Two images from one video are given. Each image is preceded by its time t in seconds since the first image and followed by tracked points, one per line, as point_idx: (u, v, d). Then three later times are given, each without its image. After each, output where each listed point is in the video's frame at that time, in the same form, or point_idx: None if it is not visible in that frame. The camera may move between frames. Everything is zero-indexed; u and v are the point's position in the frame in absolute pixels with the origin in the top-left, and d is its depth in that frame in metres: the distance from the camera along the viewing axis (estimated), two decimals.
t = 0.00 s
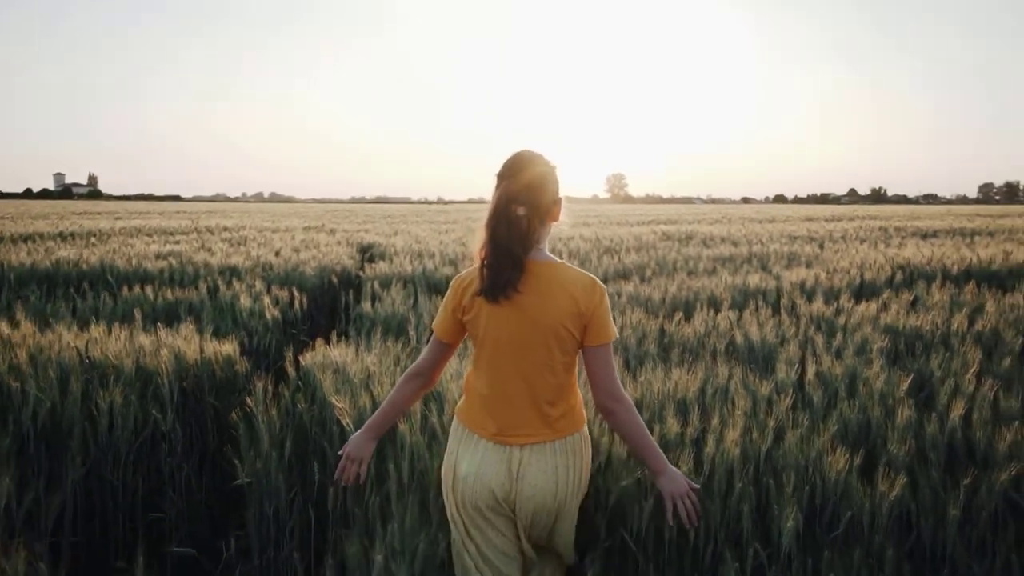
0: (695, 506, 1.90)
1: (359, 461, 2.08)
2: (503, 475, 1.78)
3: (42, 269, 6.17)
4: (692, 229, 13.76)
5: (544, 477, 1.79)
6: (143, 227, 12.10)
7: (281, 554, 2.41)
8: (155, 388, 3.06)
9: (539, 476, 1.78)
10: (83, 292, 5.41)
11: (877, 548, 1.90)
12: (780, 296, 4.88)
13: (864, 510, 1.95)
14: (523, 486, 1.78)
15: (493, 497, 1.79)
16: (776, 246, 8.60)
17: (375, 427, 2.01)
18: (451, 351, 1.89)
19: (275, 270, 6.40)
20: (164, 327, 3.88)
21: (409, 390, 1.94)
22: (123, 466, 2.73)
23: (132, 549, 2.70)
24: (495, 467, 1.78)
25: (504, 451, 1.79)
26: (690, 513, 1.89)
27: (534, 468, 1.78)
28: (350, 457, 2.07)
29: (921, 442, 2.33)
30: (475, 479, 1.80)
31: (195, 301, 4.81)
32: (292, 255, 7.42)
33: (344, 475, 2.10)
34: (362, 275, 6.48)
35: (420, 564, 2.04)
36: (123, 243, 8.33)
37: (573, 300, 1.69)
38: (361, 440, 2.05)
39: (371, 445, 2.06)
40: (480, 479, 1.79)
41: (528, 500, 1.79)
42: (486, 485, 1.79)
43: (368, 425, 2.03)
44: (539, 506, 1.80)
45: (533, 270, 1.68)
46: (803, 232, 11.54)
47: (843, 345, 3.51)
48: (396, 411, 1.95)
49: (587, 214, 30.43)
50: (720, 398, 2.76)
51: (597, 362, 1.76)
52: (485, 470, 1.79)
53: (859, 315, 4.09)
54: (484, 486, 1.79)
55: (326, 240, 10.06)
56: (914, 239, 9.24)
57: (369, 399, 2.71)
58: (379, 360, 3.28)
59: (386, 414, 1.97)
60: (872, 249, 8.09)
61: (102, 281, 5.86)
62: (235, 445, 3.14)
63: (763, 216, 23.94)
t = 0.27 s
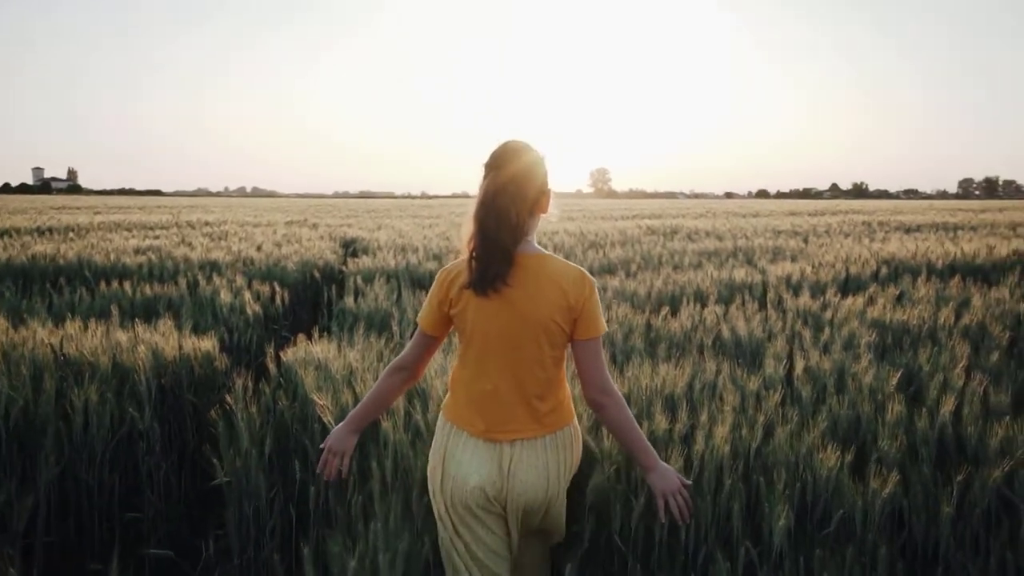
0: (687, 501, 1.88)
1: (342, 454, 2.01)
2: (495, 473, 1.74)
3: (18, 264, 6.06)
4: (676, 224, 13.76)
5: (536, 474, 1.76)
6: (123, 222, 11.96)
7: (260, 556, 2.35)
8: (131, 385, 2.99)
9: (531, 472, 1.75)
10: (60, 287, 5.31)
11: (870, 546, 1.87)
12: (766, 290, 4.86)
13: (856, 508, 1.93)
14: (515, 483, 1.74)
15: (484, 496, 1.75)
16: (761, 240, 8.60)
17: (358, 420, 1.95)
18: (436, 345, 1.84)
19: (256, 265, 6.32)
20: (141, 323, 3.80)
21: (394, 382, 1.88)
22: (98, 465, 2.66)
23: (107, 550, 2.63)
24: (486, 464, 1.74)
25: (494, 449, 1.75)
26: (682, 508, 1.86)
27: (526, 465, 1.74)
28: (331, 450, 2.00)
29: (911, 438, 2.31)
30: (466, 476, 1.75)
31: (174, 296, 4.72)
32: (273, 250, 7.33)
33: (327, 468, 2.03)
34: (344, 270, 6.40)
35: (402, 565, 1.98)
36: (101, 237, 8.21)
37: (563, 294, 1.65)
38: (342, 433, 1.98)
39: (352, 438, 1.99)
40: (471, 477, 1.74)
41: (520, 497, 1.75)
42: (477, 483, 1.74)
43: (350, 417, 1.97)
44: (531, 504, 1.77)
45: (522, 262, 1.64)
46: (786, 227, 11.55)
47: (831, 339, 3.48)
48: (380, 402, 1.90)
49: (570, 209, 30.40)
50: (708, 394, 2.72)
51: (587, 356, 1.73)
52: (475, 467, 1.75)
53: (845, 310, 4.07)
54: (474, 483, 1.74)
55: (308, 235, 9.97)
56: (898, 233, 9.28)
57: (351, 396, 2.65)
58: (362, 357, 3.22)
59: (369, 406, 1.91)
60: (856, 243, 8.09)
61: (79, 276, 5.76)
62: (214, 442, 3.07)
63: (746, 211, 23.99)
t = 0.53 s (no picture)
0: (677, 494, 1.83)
1: (324, 449, 1.95)
2: (484, 468, 1.70)
3: None
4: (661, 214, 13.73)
5: (526, 470, 1.72)
6: (102, 212, 11.81)
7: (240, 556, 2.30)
8: (108, 380, 2.92)
9: (522, 468, 1.71)
10: (36, 279, 5.21)
11: (863, 543, 1.84)
12: (752, 281, 4.84)
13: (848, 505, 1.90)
14: (504, 479, 1.70)
15: (474, 491, 1.71)
16: (746, 231, 8.58)
17: (341, 414, 1.89)
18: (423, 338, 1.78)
19: (237, 256, 6.23)
20: (119, 316, 3.73)
21: (378, 376, 1.81)
22: (74, 463, 2.60)
23: (85, 549, 2.58)
24: (475, 460, 1.70)
25: (483, 444, 1.70)
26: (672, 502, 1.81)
27: (516, 460, 1.70)
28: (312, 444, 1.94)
29: (903, 432, 2.28)
30: (455, 471, 1.71)
31: (153, 288, 4.64)
32: (255, 241, 7.24)
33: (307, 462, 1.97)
34: (327, 261, 6.33)
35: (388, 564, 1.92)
36: (79, 228, 8.08)
37: (554, 288, 1.60)
38: (324, 426, 1.92)
39: (335, 432, 1.94)
40: (460, 472, 1.70)
41: (509, 493, 1.71)
42: (466, 478, 1.70)
43: (333, 411, 1.91)
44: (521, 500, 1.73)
45: (513, 255, 1.58)
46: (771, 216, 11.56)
47: (819, 331, 3.46)
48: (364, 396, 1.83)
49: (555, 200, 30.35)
50: (696, 388, 2.69)
51: (579, 348, 1.69)
52: (464, 463, 1.70)
53: (833, 301, 4.04)
54: (462, 479, 1.70)
55: (290, 225, 9.87)
56: (882, 223, 9.30)
57: (334, 391, 2.59)
58: (344, 350, 3.16)
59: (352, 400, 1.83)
60: (841, 233, 8.09)
61: (56, 268, 5.66)
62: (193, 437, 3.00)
63: (730, 202, 24.02)
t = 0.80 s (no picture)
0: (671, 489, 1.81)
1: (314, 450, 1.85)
2: (476, 467, 1.66)
3: None
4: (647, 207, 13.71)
5: (518, 468, 1.67)
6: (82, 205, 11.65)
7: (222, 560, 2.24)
8: (86, 378, 2.85)
9: (514, 466, 1.67)
10: (13, 274, 5.11)
11: (861, 544, 1.82)
12: (741, 276, 4.81)
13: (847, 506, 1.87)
14: (496, 478, 1.66)
15: (466, 490, 1.67)
16: (733, 224, 8.57)
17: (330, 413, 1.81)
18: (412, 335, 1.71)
19: (220, 250, 6.15)
20: (98, 312, 3.65)
21: (369, 373, 1.75)
22: (52, 463, 2.53)
23: (63, 550, 2.52)
24: (467, 458, 1.65)
25: (474, 442, 1.66)
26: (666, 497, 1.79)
27: (508, 458, 1.66)
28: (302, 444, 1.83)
29: (898, 430, 2.25)
30: (447, 469, 1.66)
31: (134, 283, 4.56)
32: (238, 235, 7.15)
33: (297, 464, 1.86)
34: (312, 256, 6.25)
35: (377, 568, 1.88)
36: (58, 222, 7.96)
37: (546, 283, 1.56)
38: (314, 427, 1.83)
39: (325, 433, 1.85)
40: (451, 470, 1.66)
41: (502, 493, 1.67)
42: (457, 477, 1.65)
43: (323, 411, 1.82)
44: (513, 499, 1.69)
45: (504, 249, 1.53)
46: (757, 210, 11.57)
47: (809, 326, 3.43)
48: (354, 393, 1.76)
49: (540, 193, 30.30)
50: (688, 386, 2.65)
51: (574, 344, 1.65)
52: (456, 461, 1.66)
53: (823, 296, 4.02)
54: (454, 477, 1.66)
55: (274, 219, 9.76)
56: (868, 217, 9.31)
57: (319, 390, 2.54)
58: (330, 347, 3.10)
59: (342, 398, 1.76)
60: (827, 227, 8.09)
61: (35, 262, 5.56)
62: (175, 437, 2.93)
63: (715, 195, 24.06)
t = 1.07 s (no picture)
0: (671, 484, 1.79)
1: (309, 453, 1.82)
2: (474, 464, 1.61)
3: None
4: (638, 204, 13.68)
5: (518, 464, 1.63)
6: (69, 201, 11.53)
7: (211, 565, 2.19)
8: (72, 378, 2.79)
9: (514, 463, 1.63)
10: None
11: (866, 548, 1.79)
12: (734, 273, 4.78)
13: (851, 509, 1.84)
14: (495, 475, 1.62)
15: (464, 487, 1.62)
16: (724, 220, 8.55)
17: (326, 415, 1.78)
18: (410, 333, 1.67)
19: (209, 247, 6.08)
20: (84, 310, 3.58)
21: (364, 374, 1.71)
22: (36, 466, 2.48)
23: (48, 554, 2.47)
24: (466, 455, 1.61)
25: (472, 439, 1.62)
26: (666, 494, 1.77)
27: (507, 454, 1.62)
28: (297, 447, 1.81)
29: (900, 430, 2.22)
30: (445, 467, 1.62)
31: (121, 281, 4.49)
32: (227, 231, 7.08)
33: (292, 467, 1.83)
34: (302, 253, 6.19)
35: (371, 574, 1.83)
36: (44, 218, 7.86)
37: (542, 278, 1.51)
38: (309, 429, 1.80)
39: (321, 435, 1.82)
40: (449, 468, 1.61)
41: (501, 491, 1.63)
42: (456, 475, 1.61)
43: (320, 413, 1.80)
44: (513, 497, 1.65)
45: (500, 244, 1.49)
46: (748, 206, 11.55)
47: (806, 324, 3.40)
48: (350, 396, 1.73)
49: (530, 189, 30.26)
50: (685, 385, 2.61)
51: (572, 338, 1.62)
52: (455, 458, 1.62)
53: (818, 293, 3.99)
54: (452, 474, 1.62)
55: (263, 215, 9.69)
56: (859, 213, 9.31)
57: (310, 390, 2.49)
58: (321, 346, 3.05)
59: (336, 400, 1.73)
60: (819, 223, 8.08)
61: (20, 259, 5.48)
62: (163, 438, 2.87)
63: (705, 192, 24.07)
